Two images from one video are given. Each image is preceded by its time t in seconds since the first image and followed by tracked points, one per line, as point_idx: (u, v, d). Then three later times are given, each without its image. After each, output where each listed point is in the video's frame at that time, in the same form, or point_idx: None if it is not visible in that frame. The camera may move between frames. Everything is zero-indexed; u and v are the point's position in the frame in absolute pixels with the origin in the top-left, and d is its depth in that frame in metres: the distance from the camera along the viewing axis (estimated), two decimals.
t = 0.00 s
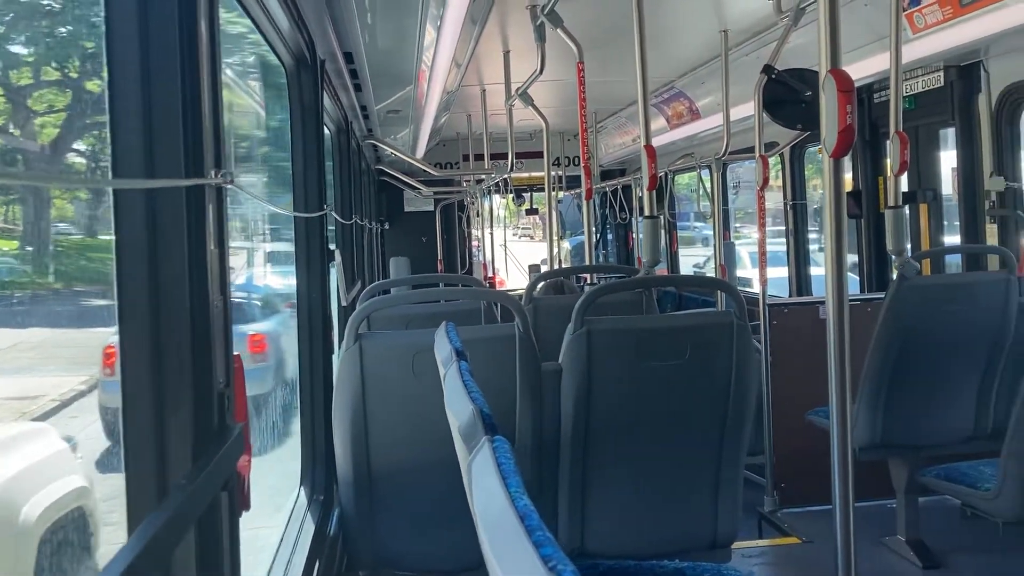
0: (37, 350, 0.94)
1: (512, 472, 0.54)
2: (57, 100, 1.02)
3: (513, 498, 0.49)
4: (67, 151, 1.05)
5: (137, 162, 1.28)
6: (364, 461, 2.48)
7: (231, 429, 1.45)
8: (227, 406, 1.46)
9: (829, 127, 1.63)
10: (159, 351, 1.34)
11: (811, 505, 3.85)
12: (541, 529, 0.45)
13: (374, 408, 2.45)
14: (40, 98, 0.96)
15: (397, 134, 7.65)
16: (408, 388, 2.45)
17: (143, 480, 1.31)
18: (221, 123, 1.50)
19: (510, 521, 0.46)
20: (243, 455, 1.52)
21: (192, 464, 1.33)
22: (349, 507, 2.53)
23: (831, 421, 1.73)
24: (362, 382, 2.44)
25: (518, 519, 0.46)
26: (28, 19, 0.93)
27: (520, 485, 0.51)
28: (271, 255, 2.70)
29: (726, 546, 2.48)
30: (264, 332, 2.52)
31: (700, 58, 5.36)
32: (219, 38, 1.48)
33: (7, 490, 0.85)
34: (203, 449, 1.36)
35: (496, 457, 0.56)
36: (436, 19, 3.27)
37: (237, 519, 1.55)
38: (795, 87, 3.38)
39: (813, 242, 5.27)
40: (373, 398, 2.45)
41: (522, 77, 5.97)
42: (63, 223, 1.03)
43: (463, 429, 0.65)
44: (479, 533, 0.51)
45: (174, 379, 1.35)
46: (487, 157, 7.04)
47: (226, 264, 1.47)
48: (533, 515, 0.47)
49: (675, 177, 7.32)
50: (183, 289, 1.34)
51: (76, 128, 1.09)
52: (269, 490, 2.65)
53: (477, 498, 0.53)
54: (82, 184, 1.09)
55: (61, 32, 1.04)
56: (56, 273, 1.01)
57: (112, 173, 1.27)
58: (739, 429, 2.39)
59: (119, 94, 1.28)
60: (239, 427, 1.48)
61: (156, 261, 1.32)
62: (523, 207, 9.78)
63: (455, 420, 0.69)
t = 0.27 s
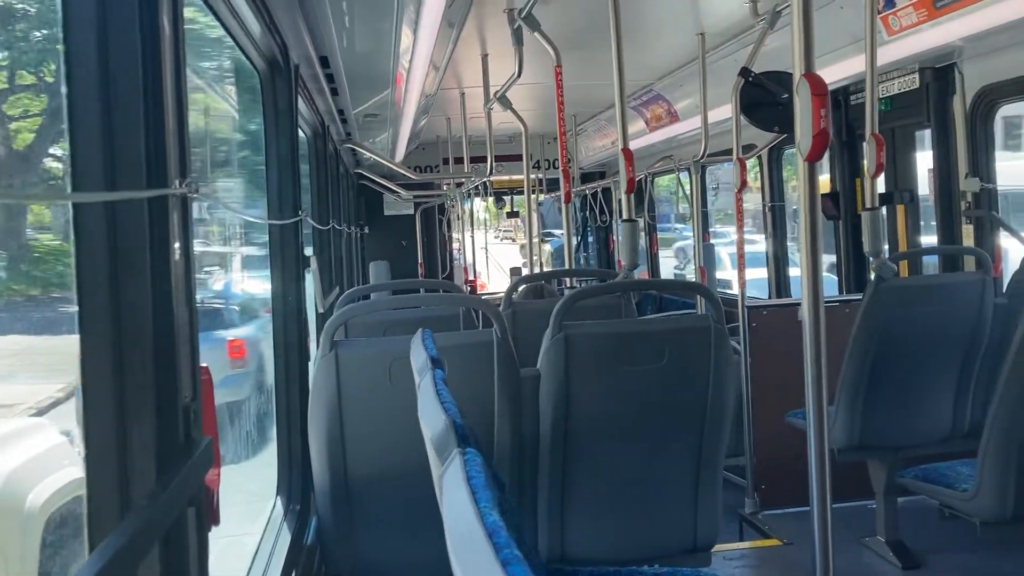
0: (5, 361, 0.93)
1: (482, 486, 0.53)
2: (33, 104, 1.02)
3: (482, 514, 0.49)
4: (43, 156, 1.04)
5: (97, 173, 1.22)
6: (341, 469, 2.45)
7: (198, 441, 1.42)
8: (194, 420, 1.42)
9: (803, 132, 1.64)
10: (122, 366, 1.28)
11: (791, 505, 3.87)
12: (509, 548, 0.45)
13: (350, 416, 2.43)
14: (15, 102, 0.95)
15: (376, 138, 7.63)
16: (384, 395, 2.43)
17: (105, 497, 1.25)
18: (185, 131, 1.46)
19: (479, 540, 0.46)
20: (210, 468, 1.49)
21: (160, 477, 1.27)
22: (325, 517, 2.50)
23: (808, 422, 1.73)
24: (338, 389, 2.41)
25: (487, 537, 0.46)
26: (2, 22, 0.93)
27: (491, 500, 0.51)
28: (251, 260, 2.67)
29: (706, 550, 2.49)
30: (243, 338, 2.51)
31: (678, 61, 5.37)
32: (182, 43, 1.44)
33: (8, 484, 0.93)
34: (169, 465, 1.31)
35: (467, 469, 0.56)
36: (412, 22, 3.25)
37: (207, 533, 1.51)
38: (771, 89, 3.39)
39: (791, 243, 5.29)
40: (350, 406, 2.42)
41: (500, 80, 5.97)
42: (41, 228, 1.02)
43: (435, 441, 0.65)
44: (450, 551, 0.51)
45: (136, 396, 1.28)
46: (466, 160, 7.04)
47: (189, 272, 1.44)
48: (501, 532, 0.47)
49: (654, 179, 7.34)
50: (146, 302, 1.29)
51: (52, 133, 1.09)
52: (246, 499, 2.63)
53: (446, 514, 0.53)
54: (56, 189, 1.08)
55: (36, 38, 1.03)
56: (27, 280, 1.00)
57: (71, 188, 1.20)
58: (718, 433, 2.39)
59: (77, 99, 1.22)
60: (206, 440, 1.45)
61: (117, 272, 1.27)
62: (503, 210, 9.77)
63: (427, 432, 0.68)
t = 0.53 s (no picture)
0: None
1: (445, 503, 0.54)
2: None
3: (444, 535, 0.49)
4: None
5: (52, 193, 1.23)
6: (314, 481, 2.44)
7: (163, 459, 1.41)
8: (159, 438, 1.42)
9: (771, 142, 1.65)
10: (79, 380, 1.28)
11: (766, 509, 3.89)
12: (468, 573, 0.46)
13: (323, 427, 2.41)
14: None
15: (352, 144, 7.61)
16: (357, 405, 2.41)
17: (60, 503, 1.26)
18: (145, 145, 1.46)
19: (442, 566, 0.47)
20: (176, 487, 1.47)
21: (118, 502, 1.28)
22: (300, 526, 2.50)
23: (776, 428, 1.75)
24: (310, 400, 2.39)
25: (449, 559, 0.47)
26: None
27: (452, 520, 0.52)
28: (225, 269, 2.66)
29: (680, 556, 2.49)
30: (218, 346, 2.50)
31: (652, 67, 5.40)
32: (142, 58, 1.45)
33: None
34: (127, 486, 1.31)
35: (429, 484, 0.56)
36: (386, 30, 3.25)
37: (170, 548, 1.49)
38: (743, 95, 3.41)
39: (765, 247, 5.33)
40: (322, 417, 2.41)
41: (475, 86, 5.98)
42: None
43: (402, 456, 0.65)
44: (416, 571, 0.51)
45: (95, 408, 1.30)
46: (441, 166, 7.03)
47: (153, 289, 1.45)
48: (461, 554, 0.48)
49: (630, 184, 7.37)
50: (104, 316, 1.30)
51: None
52: (218, 511, 2.61)
53: (413, 538, 0.54)
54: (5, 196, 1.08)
55: None
56: None
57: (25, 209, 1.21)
58: (692, 440, 2.40)
59: (31, 111, 1.22)
60: (171, 458, 1.44)
61: (73, 286, 1.27)
62: (481, 215, 9.78)
63: (395, 447, 0.68)
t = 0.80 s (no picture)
0: None
1: (436, 504, 0.53)
2: None
3: (435, 536, 0.49)
4: None
5: (41, 194, 1.22)
6: (304, 484, 2.43)
7: (149, 463, 1.41)
8: (147, 442, 1.43)
9: (759, 144, 1.66)
10: (67, 382, 1.28)
11: (756, 510, 3.90)
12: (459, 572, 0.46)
13: (313, 430, 2.40)
14: None
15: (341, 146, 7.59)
16: (348, 408, 2.41)
17: (47, 510, 1.24)
18: (133, 146, 1.45)
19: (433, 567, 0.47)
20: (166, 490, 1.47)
21: (108, 506, 1.26)
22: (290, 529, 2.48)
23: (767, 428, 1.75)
24: (301, 403, 2.39)
25: (439, 561, 0.47)
26: None
27: (443, 520, 0.51)
28: (214, 272, 2.65)
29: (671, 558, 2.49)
30: (208, 349, 2.48)
31: (641, 69, 5.40)
32: (128, 59, 1.44)
33: None
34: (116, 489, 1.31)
35: (420, 485, 0.56)
36: (375, 31, 3.25)
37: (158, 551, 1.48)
38: (732, 97, 3.42)
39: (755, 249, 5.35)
40: (313, 420, 2.40)
41: (465, 88, 5.97)
42: None
43: (392, 458, 0.65)
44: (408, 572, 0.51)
45: (83, 410, 1.29)
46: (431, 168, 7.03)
47: (141, 291, 1.46)
48: (453, 555, 0.48)
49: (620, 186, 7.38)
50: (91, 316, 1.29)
51: None
52: (207, 515, 2.60)
53: (403, 539, 0.53)
54: None
55: None
56: None
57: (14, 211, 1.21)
58: (683, 440, 2.40)
59: (17, 109, 1.21)
60: (160, 460, 1.44)
61: (60, 285, 1.26)
62: (470, 217, 9.77)
63: (385, 449, 0.68)
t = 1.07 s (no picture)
0: None
1: (435, 505, 0.53)
2: None
3: (433, 536, 0.49)
4: None
5: (39, 195, 1.21)
6: (302, 485, 2.43)
7: (147, 462, 1.41)
8: (144, 442, 1.43)
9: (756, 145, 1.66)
10: (64, 382, 1.27)
11: (753, 511, 3.90)
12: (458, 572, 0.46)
13: (311, 431, 2.40)
14: None
15: (338, 146, 7.59)
16: (345, 409, 2.41)
17: (50, 517, 1.23)
18: (129, 147, 1.46)
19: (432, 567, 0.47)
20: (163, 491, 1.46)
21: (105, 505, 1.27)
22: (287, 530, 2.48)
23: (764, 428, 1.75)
24: (298, 404, 2.38)
25: (438, 561, 0.47)
26: None
27: (441, 521, 0.51)
28: (210, 273, 2.64)
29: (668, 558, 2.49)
30: (204, 349, 2.48)
31: (638, 69, 5.41)
32: (125, 59, 1.45)
33: (8, 470, 1.18)
34: (113, 489, 1.30)
35: (418, 486, 0.56)
36: (371, 31, 3.24)
37: (155, 552, 1.47)
38: (729, 98, 3.42)
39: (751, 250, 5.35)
40: (310, 421, 2.40)
41: (462, 89, 5.98)
42: None
43: (389, 459, 0.65)
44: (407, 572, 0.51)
45: (81, 411, 1.28)
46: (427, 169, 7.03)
47: (139, 291, 1.46)
48: (452, 555, 0.47)
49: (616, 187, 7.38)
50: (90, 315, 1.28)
51: None
52: (204, 516, 2.59)
53: (402, 539, 0.53)
54: None
55: None
56: None
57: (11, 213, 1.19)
58: (680, 441, 2.40)
59: (14, 103, 1.19)
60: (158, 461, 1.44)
61: (58, 285, 1.25)
62: (467, 218, 9.77)
63: (383, 450, 0.68)
